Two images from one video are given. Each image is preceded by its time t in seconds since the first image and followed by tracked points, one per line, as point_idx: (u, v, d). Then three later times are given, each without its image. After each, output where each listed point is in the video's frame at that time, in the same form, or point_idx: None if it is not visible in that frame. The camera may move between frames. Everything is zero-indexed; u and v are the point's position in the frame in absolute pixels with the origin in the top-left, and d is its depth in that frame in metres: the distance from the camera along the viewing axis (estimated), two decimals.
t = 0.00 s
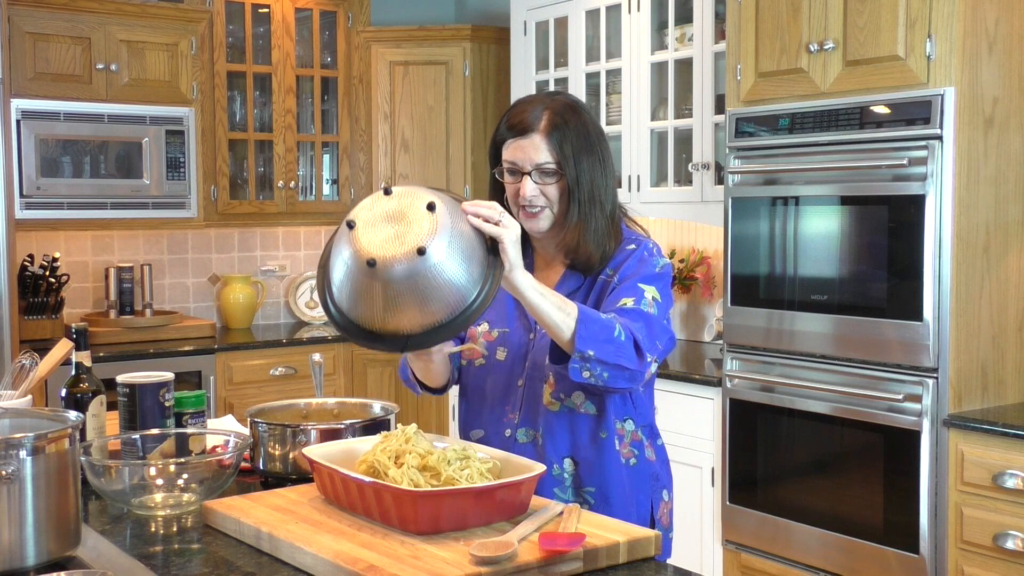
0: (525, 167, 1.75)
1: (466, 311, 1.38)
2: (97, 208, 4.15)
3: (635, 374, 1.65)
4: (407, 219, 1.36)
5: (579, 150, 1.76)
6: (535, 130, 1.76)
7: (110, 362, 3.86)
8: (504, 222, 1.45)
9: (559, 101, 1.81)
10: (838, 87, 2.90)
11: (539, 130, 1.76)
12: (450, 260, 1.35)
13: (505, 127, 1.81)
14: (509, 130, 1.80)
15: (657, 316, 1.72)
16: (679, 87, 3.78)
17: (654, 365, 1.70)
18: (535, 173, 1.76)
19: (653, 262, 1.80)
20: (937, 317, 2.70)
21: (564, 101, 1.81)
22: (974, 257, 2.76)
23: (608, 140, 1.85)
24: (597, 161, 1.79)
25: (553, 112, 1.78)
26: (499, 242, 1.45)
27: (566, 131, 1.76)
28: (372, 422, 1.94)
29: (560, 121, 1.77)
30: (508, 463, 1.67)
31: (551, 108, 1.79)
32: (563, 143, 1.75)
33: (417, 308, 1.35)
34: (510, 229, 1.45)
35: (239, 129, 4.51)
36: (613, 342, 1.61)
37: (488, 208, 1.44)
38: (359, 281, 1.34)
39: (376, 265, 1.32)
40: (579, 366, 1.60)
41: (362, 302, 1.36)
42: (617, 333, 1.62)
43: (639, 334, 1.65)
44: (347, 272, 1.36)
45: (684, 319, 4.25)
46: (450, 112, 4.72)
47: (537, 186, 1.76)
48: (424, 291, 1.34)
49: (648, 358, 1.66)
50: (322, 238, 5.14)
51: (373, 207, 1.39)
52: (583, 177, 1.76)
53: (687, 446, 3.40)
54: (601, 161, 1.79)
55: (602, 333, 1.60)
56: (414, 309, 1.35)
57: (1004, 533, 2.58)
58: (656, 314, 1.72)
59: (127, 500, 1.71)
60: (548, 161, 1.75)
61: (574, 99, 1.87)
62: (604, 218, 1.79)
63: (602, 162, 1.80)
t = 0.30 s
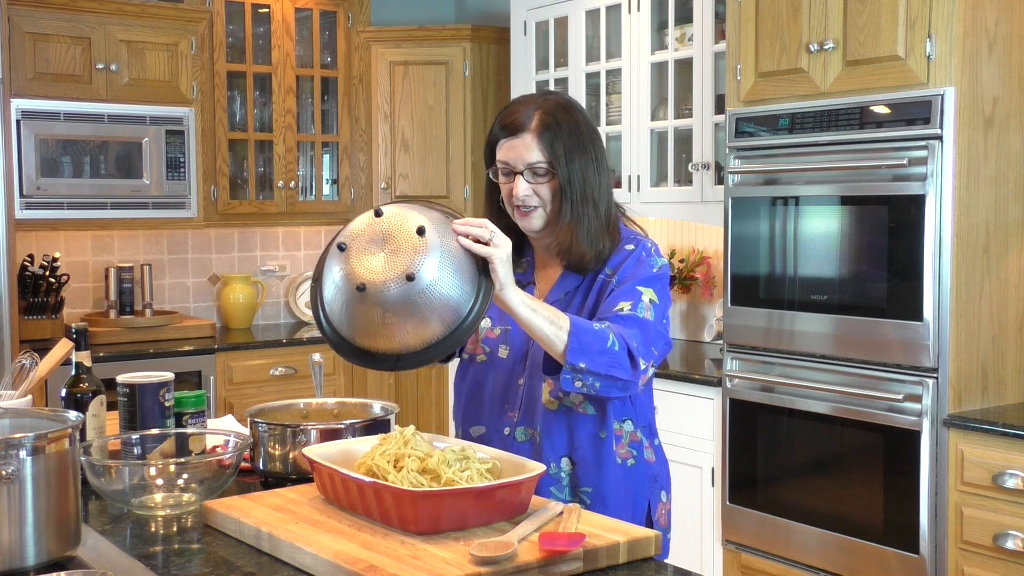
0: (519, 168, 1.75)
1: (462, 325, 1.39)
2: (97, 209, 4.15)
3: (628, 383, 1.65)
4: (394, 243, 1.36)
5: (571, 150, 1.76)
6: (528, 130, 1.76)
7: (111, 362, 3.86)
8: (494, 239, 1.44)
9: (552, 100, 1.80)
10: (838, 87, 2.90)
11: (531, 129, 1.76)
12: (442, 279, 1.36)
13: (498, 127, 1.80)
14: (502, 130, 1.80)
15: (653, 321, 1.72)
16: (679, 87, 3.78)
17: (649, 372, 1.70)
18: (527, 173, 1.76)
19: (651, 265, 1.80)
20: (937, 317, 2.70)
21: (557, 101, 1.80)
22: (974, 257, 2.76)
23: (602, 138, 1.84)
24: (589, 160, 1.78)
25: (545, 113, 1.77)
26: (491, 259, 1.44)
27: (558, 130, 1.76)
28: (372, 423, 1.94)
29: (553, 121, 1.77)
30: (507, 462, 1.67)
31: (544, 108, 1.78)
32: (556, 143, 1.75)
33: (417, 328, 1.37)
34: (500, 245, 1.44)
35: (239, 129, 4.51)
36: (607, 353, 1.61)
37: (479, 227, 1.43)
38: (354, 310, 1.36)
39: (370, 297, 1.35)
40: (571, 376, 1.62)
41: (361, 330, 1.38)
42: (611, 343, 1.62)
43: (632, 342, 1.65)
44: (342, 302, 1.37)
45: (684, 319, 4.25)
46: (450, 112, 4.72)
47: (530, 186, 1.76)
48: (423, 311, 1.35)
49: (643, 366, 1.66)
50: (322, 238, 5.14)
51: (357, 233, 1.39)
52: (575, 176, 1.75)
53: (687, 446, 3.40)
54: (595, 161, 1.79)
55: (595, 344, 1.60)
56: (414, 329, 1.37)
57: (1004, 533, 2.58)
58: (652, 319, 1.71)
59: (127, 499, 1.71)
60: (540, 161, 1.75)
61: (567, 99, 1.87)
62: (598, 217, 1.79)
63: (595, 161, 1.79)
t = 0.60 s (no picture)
0: (523, 172, 1.75)
1: (473, 336, 1.38)
2: (97, 209, 4.15)
3: (632, 383, 1.66)
4: (401, 249, 1.36)
5: (573, 151, 1.76)
6: (530, 134, 1.75)
7: (111, 362, 3.86)
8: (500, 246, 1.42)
9: (553, 101, 1.79)
10: (838, 87, 2.90)
11: (533, 132, 1.75)
12: (454, 289, 1.36)
13: (500, 129, 1.80)
14: (503, 132, 1.79)
15: (653, 321, 1.71)
16: (679, 88, 3.78)
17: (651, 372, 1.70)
18: (531, 176, 1.76)
19: (651, 264, 1.80)
20: (937, 316, 2.70)
21: (557, 102, 1.80)
22: (974, 257, 2.76)
23: (602, 136, 1.84)
24: (591, 160, 1.78)
25: (546, 115, 1.77)
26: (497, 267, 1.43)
27: (559, 132, 1.76)
28: (372, 423, 1.94)
29: (554, 123, 1.76)
30: (507, 463, 1.67)
31: (545, 110, 1.78)
32: (559, 146, 1.75)
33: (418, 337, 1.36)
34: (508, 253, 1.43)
35: (239, 129, 4.51)
36: (610, 354, 1.62)
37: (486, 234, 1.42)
38: (358, 314, 1.36)
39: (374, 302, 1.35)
40: (576, 379, 1.62)
41: (362, 335, 1.38)
42: (614, 344, 1.62)
43: (635, 341, 1.66)
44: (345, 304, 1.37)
45: (684, 319, 4.25)
46: (450, 112, 4.72)
47: (534, 190, 1.76)
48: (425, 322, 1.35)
49: (644, 365, 1.67)
50: (322, 238, 5.14)
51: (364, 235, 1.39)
52: (579, 178, 1.76)
53: (687, 446, 3.40)
54: (597, 161, 1.79)
55: (599, 345, 1.60)
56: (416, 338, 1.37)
57: (1004, 533, 2.58)
58: (652, 319, 1.71)
59: (127, 500, 1.71)
60: (543, 164, 1.75)
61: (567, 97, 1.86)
62: (601, 217, 1.79)
63: (597, 161, 1.79)
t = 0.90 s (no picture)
0: (491, 183, 1.77)
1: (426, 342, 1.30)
2: (97, 209, 4.15)
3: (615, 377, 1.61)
4: (351, 256, 1.26)
5: (540, 163, 1.71)
6: (497, 145, 1.74)
7: (111, 362, 3.86)
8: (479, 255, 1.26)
9: (531, 109, 1.74)
10: (839, 87, 2.90)
11: (501, 145, 1.73)
12: (404, 310, 1.26)
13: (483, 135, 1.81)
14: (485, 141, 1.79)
15: (642, 315, 1.66)
16: (679, 88, 3.78)
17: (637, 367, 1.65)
18: (503, 188, 1.76)
19: (645, 261, 1.76)
20: (937, 317, 2.70)
21: (535, 108, 1.75)
22: (974, 257, 2.76)
23: (587, 138, 1.75)
24: (564, 168, 1.72)
25: (518, 124, 1.73)
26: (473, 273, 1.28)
27: (527, 143, 1.71)
28: (372, 423, 1.94)
29: (523, 134, 1.72)
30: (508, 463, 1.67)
31: (519, 119, 1.74)
32: (523, 158, 1.71)
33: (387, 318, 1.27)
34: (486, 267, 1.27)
35: (239, 129, 4.51)
36: (590, 347, 1.57)
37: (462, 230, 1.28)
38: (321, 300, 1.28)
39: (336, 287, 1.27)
40: (558, 372, 1.63)
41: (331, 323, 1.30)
42: (594, 337, 1.58)
43: (618, 333, 1.60)
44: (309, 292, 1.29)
45: (684, 319, 4.25)
46: (450, 112, 4.72)
47: (506, 201, 1.78)
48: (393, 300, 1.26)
49: (626, 358, 1.61)
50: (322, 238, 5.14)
51: (323, 216, 1.30)
52: (547, 189, 1.72)
53: (687, 446, 3.40)
54: (571, 173, 1.73)
55: (576, 337, 1.56)
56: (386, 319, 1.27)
57: (1004, 533, 2.58)
58: (639, 314, 1.66)
59: (127, 499, 1.71)
60: (510, 177, 1.74)
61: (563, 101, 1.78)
62: (576, 225, 1.75)
63: (572, 173, 1.72)
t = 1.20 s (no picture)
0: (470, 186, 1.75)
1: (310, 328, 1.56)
2: (97, 208, 4.15)
3: (527, 368, 1.59)
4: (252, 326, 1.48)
5: (516, 169, 1.68)
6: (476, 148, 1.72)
7: (110, 362, 3.86)
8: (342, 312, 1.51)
9: (513, 114, 1.70)
10: (839, 87, 2.90)
11: (479, 151, 1.71)
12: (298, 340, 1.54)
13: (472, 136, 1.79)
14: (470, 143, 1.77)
15: (574, 306, 1.62)
16: (679, 88, 3.78)
17: (559, 359, 1.60)
18: (482, 193, 1.75)
19: (603, 251, 1.69)
20: (938, 317, 2.70)
21: (519, 112, 1.71)
22: (974, 257, 2.76)
23: (568, 144, 1.70)
24: (538, 176, 1.69)
25: (498, 128, 1.70)
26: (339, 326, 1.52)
27: (504, 149, 1.68)
28: (372, 422, 1.94)
29: (500, 140, 1.69)
30: (508, 463, 1.67)
31: (500, 123, 1.71)
32: (498, 164, 1.69)
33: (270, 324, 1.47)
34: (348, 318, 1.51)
35: (239, 129, 4.51)
36: (495, 340, 1.58)
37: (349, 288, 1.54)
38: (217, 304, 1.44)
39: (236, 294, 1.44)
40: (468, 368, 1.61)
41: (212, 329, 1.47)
42: (497, 329, 1.58)
43: (524, 323, 1.58)
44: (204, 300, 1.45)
45: (684, 319, 4.25)
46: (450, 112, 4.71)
47: (486, 205, 1.76)
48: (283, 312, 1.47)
49: (536, 348, 1.58)
50: (322, 239, 5.15)
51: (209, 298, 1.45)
52: (522, 197, 1.69)
53: (687, 446, 3.40)
54: (544, 181, 1.69)
55: (476, 331, 1.57)
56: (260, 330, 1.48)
57: (1004, 533, 2.58)
58: (573, 308, 1.62)
59: (127, 499, 1.71)
60: (487, 183, 1.72)
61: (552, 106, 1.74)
62: (549, 233, 1.72)
63: (545, 182, 1.69)
